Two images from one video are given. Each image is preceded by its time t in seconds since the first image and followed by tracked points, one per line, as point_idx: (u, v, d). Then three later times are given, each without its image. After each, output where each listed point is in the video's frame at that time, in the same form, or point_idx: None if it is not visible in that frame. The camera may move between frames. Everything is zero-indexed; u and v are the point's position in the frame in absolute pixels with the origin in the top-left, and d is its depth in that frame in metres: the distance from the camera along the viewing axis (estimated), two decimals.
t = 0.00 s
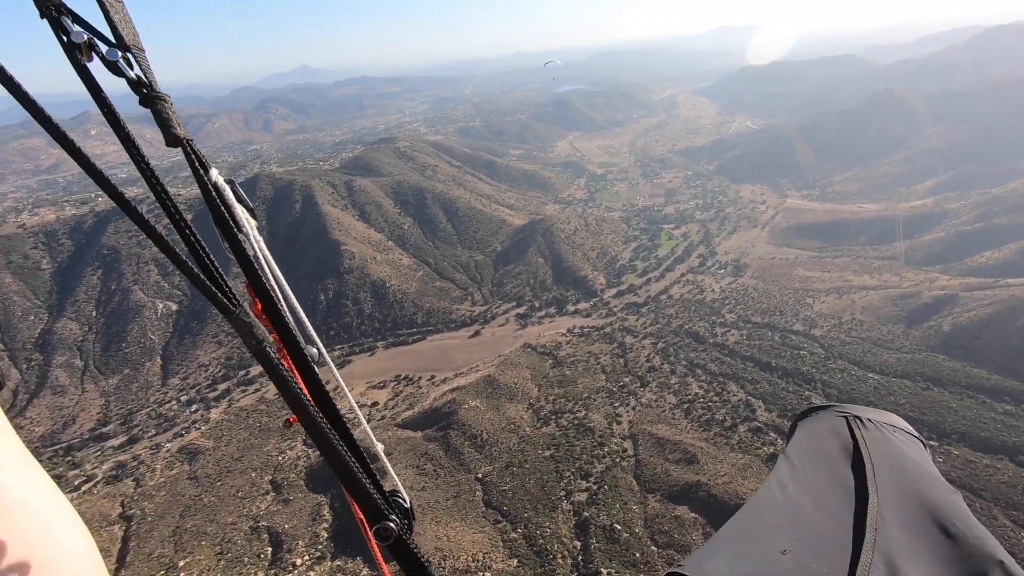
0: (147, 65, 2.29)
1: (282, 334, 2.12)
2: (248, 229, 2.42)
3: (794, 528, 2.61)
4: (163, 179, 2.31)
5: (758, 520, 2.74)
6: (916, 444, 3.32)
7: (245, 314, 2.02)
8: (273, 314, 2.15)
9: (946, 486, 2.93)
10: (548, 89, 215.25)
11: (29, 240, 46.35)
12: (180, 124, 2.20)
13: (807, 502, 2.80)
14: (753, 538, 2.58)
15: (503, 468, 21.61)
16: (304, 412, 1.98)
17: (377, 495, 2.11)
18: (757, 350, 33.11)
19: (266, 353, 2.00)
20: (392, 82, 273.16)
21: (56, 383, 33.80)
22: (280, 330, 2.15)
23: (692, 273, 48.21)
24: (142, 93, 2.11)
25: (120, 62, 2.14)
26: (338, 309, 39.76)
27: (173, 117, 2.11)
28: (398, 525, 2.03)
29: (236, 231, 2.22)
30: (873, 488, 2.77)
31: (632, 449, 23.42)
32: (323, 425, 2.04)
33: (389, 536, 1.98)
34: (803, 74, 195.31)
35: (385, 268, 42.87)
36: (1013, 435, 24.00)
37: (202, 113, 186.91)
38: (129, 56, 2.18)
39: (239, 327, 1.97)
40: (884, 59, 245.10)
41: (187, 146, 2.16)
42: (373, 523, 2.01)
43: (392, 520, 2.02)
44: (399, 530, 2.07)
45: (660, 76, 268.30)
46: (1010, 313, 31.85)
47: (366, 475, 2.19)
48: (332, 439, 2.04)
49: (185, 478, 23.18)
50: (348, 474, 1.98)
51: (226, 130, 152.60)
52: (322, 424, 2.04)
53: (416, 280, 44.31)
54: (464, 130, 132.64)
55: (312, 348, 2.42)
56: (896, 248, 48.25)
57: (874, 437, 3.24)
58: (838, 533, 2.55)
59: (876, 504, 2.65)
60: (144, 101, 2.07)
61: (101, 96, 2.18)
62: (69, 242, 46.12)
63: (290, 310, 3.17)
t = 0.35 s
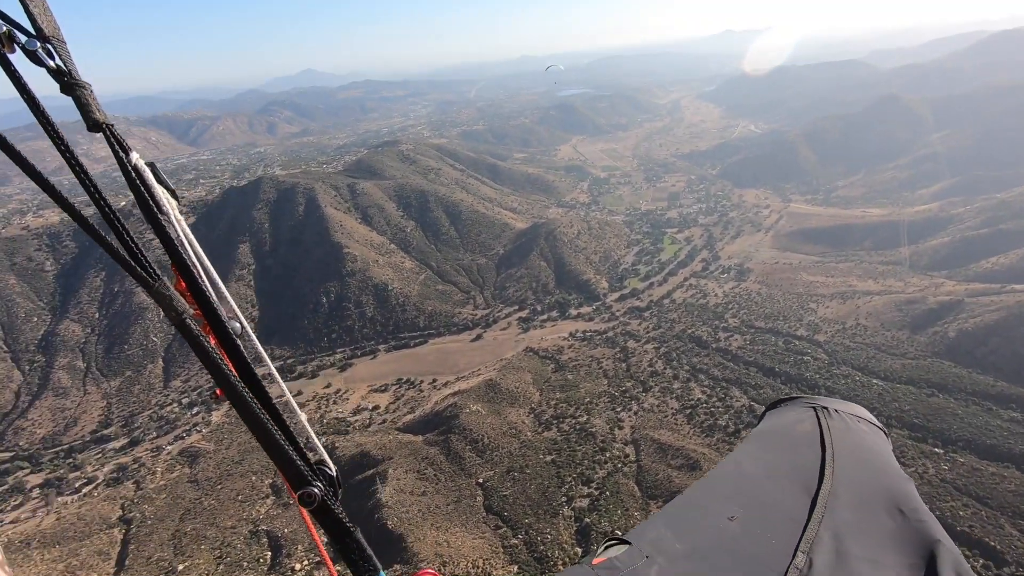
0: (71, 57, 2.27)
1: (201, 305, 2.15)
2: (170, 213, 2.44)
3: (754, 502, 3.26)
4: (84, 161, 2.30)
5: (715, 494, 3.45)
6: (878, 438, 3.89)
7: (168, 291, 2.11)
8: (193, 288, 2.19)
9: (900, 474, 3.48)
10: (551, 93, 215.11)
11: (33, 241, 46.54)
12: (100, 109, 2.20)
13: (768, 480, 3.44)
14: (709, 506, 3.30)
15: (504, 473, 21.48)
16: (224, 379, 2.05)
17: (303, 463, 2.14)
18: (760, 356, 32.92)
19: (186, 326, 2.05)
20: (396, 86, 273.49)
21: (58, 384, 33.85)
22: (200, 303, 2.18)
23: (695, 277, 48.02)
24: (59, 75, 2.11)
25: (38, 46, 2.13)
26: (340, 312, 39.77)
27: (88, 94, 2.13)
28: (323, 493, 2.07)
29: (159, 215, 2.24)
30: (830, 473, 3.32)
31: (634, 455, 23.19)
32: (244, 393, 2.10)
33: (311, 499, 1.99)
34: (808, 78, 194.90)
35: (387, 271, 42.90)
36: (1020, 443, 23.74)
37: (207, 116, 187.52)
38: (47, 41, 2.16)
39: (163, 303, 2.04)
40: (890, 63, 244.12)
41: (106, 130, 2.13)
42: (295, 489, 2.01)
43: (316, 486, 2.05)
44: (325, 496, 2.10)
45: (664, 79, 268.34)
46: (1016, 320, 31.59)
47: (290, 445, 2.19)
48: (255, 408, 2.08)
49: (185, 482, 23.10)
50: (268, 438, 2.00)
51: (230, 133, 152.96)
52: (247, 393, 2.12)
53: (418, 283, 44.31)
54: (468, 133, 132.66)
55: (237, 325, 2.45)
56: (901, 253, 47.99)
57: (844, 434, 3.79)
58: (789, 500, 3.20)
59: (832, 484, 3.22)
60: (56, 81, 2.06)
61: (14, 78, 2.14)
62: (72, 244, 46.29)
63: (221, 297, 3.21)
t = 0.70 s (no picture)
0: (58, 79, 2.30)
1: (167, 303, 2.24)
2: (139, 218, 2.49)
3: (699, 489, 3.06)
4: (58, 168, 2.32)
5: (661, 482, 3.25)
6: (822, 422, 3.72)
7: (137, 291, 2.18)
8: (160, 287, 2.28)
9: (838, 455, 3.34)
10: (561, 97, 215.32)
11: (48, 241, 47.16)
12: (80, 122, 2.22)
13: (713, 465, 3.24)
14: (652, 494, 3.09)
15: (509, 478, 21.34)
16: (185, 375, 2.15)
17: (255, 452, 2.26)
18: (770, 363, 32.52)
19: (153, 326, 2.14)
20: (406, 89, 274.40)
21: (69, 382, 34.14)
22: (166, 302, 2.25)
23: (705, 282, 47.65)
24: (43, 93, 2.12)
25: (23, 65, 2.15)
26: (348, 314, 39.84)
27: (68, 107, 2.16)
28: (273, 480, 2.21)
29: (130, 223, 2.31)
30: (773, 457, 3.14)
31: (641, 462, 22.91)
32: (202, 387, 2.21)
33: (261, 486, 2.14)
34: (820, 84, 193.77)
35: (395, 273, 42.98)
36: None
37: (221, 119, 189.74)
38: (36, 65, 2.18)
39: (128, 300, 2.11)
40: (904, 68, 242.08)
41: (87, 145, 2.18)
42: (247, 475, 2.15)
43: (267, 474, 2.20)
44: (275, 483, 2.25)
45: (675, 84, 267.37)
46: None
47: (244, 435, 2.30)
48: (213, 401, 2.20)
49: (192, 481, 23.04)
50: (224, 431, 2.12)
51: (243, 136, 154.49)
52: (208, 390, 2.23)
53: (426, 285, 44.34)
54: (478, 137, 133.12)
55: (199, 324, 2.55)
56: (914, 261, 47.36)
57: (789, 418, 3.60)
58: (735, 491, 2.98)
59: (774, 469, 3.04)
60: (40, 98, 2.09)
61: None
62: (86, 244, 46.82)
63: (179, 289, 3.28)
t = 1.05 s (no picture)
0: (76, 158, 2.66)
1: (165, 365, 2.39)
2: (143, 284, 2.80)
3: (672, 530, 2.47)
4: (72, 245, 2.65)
5: (626, 535, 2.56)
6: (789, 450, 3.23)
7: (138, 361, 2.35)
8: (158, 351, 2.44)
9: (805, 482, 2.91)
10: (577, 103, 215.44)
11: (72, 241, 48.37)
12: (94, 209, 2.58)
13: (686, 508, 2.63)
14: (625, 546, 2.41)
15: (520, 485, 21.18)
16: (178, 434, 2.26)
17: (242, 512, 2.33)
18: (786, 373, 31.99)
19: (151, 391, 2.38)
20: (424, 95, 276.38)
21: (89, 380, 34.82)
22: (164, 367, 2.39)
23: (721, 290, 47.08)
24: (61, 176, 2.43)
25: (46, 151, 2.46)
26: (362, 318, 40.08)
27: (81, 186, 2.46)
28: (259, 537, 2.26)
29: (135, 292, 2.62)
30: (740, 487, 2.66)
31: (654, 471, 22.61)
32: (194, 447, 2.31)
33: (248, 545, 2.18)
34: (841, 90, 191.26)
35: (409, 277, 43.15)
36: None
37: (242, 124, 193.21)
38: (54, 148, 2.52)
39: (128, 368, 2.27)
40: (927, 75, 238.28)
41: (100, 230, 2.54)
42: (233, 533, 2.22)
43: (254, 531, 2.26)
44: (261, 542, 2.29)
45: (693, 91, 265.63)
46: None
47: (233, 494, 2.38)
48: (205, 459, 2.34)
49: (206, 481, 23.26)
50: (213, 490, 2.20)
51: (263, 140, 156.95)
52: (200, 445, 2.40)
53: (439, 290, 44.45)
54: (494, 143, 133.74)
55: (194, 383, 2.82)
56: (937, 271, 46.29)
57: (754, 442, 3.11)
58: (711, 536, 2.39)
59: (742, 500, 2.56)
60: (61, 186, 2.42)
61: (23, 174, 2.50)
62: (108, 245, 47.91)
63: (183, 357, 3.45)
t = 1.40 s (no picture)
0: (114, 175, 2.65)
1: (199, 395, 2.44)
2: (180, 305, 2.79)
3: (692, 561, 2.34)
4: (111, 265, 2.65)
5: None
6: (802, 504, 3.09)
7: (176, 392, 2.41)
8: (195, 380, 2.51)
9: (819, 540, 2.78)
10: (593, 103, 214.48)
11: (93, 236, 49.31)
12: (135, 232, 2.57)
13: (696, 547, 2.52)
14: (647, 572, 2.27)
15: (530, 487, 21.06)
16: (213, 467, 2.35)
17: (275, 546, 2.43)
18: (802, 379, 31.43)
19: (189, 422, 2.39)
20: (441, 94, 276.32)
21: (107, 374, 35.43)
22: (201, 400, 2.48)
23: (736, 294, 46.45)
24: (103, 197, 2.48)
25: (87, 166, 2.50)
26: (375, 316, 40.26)
27: (121, 207, 2.50)
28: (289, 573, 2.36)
29: (173, 316, 2.61)
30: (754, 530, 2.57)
31: (666, 476, 22.37)
32: (231, 480, 2.41)
33: None
34: (862, 91, 187.99)
35: (422, 276, 43.25)
36: None
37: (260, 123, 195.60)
38: (96, 166, 2.53)
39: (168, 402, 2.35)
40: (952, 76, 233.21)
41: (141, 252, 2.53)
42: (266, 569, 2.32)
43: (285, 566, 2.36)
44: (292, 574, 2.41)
45: (711, 92, 262.62)
46: None
47: (264, 524, 2.46)
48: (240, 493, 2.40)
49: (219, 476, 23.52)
50: (249, 524, 2.31)
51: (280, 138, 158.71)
52: (234, 479, 2.44)
53: (452, 289, 44.46)
54: (508, 143, 133.70)
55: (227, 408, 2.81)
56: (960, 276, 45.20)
57: (767, 491, 3.00)
58: None
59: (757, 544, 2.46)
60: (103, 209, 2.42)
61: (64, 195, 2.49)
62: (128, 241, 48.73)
63: (215, 383, 3.58)
